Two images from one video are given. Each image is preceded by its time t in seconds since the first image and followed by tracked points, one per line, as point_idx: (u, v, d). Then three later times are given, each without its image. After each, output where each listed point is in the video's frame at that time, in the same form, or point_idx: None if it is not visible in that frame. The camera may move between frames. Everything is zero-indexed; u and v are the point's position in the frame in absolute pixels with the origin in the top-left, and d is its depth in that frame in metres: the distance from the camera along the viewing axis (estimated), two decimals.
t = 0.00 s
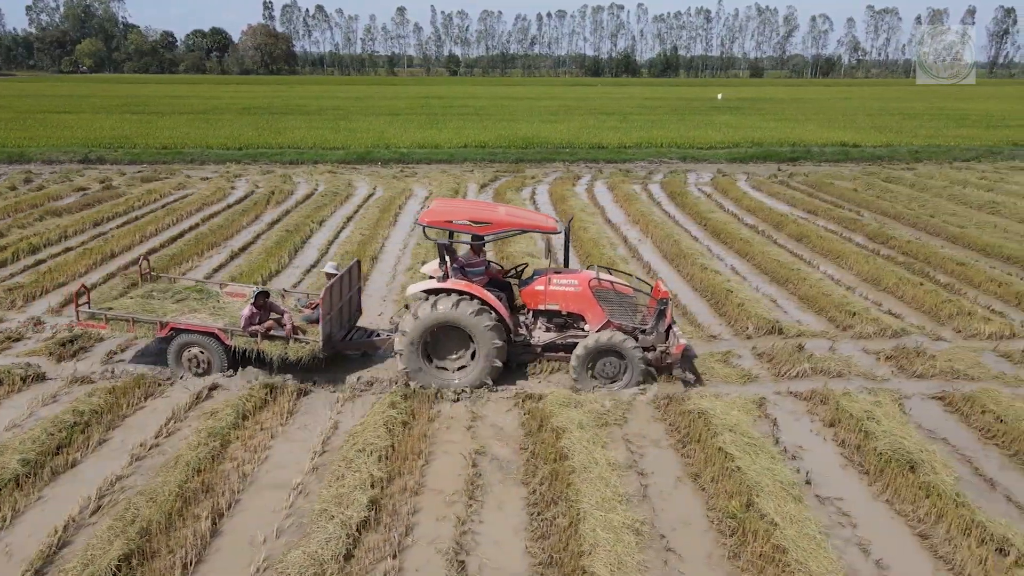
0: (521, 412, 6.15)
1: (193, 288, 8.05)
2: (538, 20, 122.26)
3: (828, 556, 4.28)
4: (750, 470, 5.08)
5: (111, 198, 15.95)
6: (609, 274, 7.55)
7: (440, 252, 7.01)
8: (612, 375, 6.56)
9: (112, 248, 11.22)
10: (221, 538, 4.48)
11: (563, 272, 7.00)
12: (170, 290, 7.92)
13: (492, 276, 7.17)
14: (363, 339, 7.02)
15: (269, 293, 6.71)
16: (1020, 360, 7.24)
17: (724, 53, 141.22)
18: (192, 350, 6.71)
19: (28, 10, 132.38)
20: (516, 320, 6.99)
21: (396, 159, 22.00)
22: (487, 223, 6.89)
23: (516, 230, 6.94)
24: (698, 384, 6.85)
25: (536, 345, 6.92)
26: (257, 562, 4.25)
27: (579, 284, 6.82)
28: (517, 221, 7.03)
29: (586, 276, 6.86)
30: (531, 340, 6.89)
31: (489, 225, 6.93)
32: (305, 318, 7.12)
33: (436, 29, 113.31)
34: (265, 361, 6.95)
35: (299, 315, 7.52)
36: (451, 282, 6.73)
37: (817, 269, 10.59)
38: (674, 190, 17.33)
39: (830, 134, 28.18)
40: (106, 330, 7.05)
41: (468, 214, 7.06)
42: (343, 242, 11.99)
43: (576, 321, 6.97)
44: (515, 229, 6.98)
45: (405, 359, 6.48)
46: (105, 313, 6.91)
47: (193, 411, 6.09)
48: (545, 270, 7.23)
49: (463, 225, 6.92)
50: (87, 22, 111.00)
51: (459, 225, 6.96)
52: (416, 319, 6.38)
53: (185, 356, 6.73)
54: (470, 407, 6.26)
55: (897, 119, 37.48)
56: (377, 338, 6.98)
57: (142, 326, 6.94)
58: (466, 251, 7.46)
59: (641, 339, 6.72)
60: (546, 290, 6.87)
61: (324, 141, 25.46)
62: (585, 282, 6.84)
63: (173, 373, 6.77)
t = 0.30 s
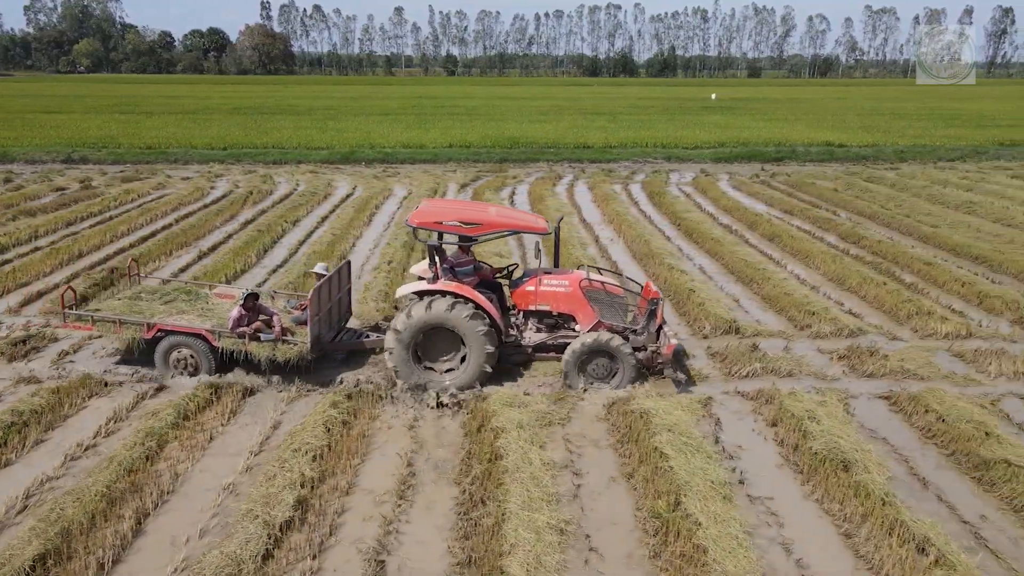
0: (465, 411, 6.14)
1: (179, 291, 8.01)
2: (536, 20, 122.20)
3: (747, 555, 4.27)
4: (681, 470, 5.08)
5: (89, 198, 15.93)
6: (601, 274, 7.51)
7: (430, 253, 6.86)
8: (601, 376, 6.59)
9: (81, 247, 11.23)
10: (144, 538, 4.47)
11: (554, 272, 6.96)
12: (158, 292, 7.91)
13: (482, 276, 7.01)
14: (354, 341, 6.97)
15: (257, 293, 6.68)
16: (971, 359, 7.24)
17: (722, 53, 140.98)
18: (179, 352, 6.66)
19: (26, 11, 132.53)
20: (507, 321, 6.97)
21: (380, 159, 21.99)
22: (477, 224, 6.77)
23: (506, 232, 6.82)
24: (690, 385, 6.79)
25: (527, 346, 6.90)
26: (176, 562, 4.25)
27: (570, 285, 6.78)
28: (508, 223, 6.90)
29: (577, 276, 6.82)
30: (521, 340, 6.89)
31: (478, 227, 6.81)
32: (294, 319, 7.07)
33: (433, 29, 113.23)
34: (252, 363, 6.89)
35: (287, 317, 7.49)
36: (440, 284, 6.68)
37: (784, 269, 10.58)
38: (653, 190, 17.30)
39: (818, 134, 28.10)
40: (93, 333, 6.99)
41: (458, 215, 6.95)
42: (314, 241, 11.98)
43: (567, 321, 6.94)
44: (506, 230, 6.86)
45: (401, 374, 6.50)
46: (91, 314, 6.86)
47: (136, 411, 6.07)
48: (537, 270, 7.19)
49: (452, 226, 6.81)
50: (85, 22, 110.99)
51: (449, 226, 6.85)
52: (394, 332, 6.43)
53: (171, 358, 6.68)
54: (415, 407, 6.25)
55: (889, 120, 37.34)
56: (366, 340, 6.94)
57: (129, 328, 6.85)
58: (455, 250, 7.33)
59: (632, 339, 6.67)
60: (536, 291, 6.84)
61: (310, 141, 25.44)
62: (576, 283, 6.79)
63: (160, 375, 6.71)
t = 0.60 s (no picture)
0: (415, 410, 6.13)
1: (168, 289, 7.89)
2: (535, 20, 122.14)
3: (675, 552, 4.27)
4: (619, 467, 5.06)
5: (68, 198, 15.89)
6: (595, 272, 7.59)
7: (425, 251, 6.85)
8: (597, 374, 6.55)
9: (52, 246, 11.20)
10: (73, 536, 4.46)
11: (549, 270, 7.02)
12: (147, 291, 7.76)
13: (477, 274, 6.97)
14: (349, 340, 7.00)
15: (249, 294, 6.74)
16: (928, 359, 7.22)
17: (720, 52, 140.60)
18: (171, 351, 6.65)
19: (24, 11, 132.44)
20: (502, 319, 7.02)
21: (365, 159, 21.94)
22: (470, 222, 6.86)
23: (500, 229, 6.93)
24: (685, 381, 6.81)
25: (522, 344, 6.94)
26: (102, 560, 4.24)
27: (564, 282, 6.83)
28: (502, 221, 7.03)
29: (571, 274, 6.87)
30: (516, 338, 6.92)
31: (473, 224, 6.91)
32: (288, 319, 7.09)
33: (430, 29, 112.97)
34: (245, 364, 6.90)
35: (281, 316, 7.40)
36: (436, 281, 6.69)
37: (754, 268, 10.55)
38: (635, 189, 17.25)
39: (807, 134, 28.03)
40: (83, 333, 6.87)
41: (453, 213, 7.04)
42: (288, 240, 11.95)
43: (561, 319, 6.99)
44: (499, 228, 6.98)
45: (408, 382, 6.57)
46: (82, 315, 6.73)
47: (84, 409, 6.05)
48: (531, 268, 7.25)
49: (448, 224, 6.89)
50: (84, 23, 110.85)
51: (444, 223, 6.94)
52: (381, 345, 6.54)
53: (163, 357, 6.67)
54: (365, 406, 6.23)
55: (882, 120, 37.15)
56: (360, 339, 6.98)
57: (120, 328, 6.77)
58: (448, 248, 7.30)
59: (626, 336, 6.73)
60: (531, 289, 6.90)
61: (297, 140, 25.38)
62: (570, 280, 6.85)
63: (151, 374, 6.69)
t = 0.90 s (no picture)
0: (367, 410, 6.14)
1: (167, 292, 7.95)
2: (533, 20, 122.13)
3: (605, 552, 4.28)
4: (559, 468, 5.08)
5: (49, 198, 15.89)
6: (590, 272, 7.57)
7: (421, 253, 6.85)
8: (592, 374, 6.63)
9: (26, 246, 11.22)
10: (8, 538, 4.47)
11: (545, 270, 6.98)
12: (144, 292, 7.86)
13: (473, 275, 7.08)
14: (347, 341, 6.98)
15: (246, 296, 6.64)
16: (886, 359, 7.24)
17: (718, 52, 140.52)
18: (167, 354, 6.56)
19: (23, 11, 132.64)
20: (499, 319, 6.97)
21: (351, 159, 21.95)
22: (470, 223, 6.85)
23: (498, 231, 6.90)
24: (681, 380, 6.88)
25: (519, 344, 6.89)
26: (34, 561, 4.25)
27: (561, 283, 6.81)
28: (500, 222, 6.99)
29: (567, 275, 6.85)
30: (513, 339, 6.88)
31: (471, 225, 6.89)
32: (283, 321, 7.04)
33: (427, 29, 112.96)
34: (241, 366, 6.83)
35: (276, 317, 7.49)
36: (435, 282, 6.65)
37: (724, 269, 10.57)
38: (616, 189, 17.27)
39: (796, 134, 28.02)
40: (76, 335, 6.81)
41: (451, 214, 7.01)
42: (264, 240, 11.95)
43: (558, 319, 6.96)
44: (497, 230, 6.94)
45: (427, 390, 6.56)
46: (77, 317, 6.67)
47: (36, 411, 6.05)
48: (527, 269, 7.20)
49: (445, 224, 6.84)
50: (82, 23, 110.67)
51: (442, 224, 6.90)
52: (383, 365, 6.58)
53: (159, 360, 6.58)
54: (318, 408, 6.23)
55: (873, 120, 37.16)
56: (358, 340, 6.92)
57: (115, 330, 6.66)
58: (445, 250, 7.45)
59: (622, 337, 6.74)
60: (528, 289, 6.84)
61: (284, 140, 25.39)
62: (567, 281, 6.83)
63: (147, 378, 6.59)
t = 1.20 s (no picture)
0: (322, 408, 6.16)
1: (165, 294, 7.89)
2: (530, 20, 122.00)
3: (540, 551, 4.30)
4: (504, 467, 5.10)
5: (31, 198, 15.89)
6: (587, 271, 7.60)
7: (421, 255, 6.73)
8: (592, 371, 6.64)
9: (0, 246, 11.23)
10: None
11: (544, 271, 6.99)
12: (143, 295, 7.80)
13: (473, 275, 7.08)
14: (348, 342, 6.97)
15: (246, 297, 6.62)
16: (846, 359, 7.26)
17: (716, 52, 140.37)
18: (166, 355, 6.58)
19: (21, 11, 132.49)
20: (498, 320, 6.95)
21: (338, 159, 21.96)
22: (470, 225, 6.62)
23: (501, 233, 6.70)
24: (680, 379, 6.93)
25: (520, 344, 6.88)
26: None
27: (561, 283, 6.83)
28: (502, 222, 6.78)
29: (567, 275, 6.87)
30: (513, 339, 6.86)
31: (472, 227, 6.69)
32: (282, 321, 6.98)
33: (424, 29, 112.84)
34: (241, 367, 6.83)
35: (277, 319, 7.36)
36: (435, 284, 6.63)
37: (696, 269, 10.58)
38: (598, 189, 17.28)
39: (784, 134, 28.03)
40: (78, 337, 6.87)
41: (451, 215, 6.80)
42: (241, 240, 11.97)
43: (557, 319, 6.95)
44: (499, 230, 6.73)
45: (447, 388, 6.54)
46: (77, 318, 6.78)
47: None
48: (526, 269, 7.19)
49: (447, 228, 6.65)
50: (79, 23, 110.29)
51: (443, 226, 6.71)
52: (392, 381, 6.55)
53: (159, 362, 6.59)
54: (275, 407, 6.24)
55: (863, 120, 37.14)
56: (358, 341, 6.91)
57: (115, 331, 6.73)
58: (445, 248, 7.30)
59: (621, 336, 6.78)
60: (528, 290, 6.84)
61: (273, 140, 25.40)
62: (567, 281, 6.85)
63: (148, 379, 6.62)
